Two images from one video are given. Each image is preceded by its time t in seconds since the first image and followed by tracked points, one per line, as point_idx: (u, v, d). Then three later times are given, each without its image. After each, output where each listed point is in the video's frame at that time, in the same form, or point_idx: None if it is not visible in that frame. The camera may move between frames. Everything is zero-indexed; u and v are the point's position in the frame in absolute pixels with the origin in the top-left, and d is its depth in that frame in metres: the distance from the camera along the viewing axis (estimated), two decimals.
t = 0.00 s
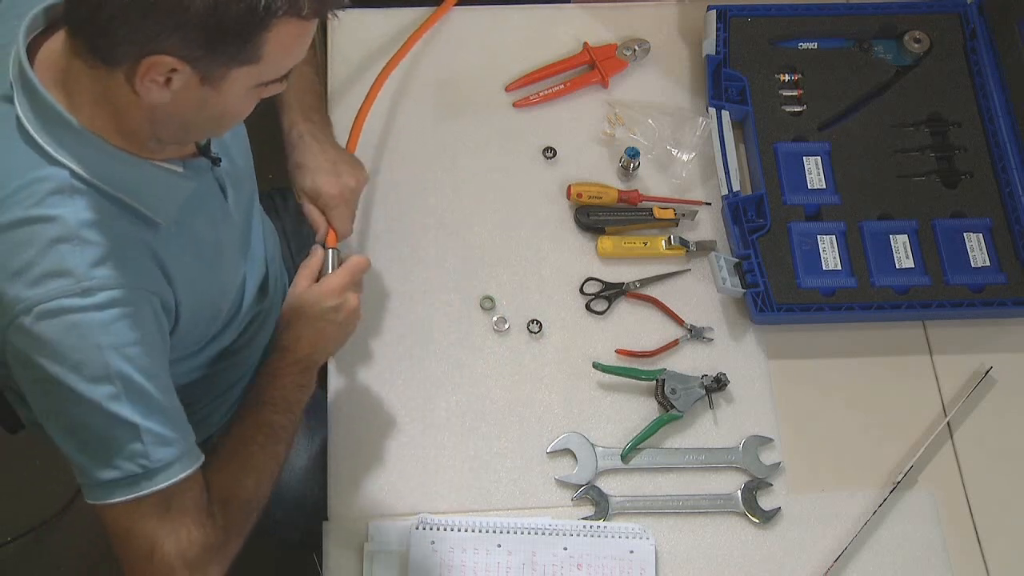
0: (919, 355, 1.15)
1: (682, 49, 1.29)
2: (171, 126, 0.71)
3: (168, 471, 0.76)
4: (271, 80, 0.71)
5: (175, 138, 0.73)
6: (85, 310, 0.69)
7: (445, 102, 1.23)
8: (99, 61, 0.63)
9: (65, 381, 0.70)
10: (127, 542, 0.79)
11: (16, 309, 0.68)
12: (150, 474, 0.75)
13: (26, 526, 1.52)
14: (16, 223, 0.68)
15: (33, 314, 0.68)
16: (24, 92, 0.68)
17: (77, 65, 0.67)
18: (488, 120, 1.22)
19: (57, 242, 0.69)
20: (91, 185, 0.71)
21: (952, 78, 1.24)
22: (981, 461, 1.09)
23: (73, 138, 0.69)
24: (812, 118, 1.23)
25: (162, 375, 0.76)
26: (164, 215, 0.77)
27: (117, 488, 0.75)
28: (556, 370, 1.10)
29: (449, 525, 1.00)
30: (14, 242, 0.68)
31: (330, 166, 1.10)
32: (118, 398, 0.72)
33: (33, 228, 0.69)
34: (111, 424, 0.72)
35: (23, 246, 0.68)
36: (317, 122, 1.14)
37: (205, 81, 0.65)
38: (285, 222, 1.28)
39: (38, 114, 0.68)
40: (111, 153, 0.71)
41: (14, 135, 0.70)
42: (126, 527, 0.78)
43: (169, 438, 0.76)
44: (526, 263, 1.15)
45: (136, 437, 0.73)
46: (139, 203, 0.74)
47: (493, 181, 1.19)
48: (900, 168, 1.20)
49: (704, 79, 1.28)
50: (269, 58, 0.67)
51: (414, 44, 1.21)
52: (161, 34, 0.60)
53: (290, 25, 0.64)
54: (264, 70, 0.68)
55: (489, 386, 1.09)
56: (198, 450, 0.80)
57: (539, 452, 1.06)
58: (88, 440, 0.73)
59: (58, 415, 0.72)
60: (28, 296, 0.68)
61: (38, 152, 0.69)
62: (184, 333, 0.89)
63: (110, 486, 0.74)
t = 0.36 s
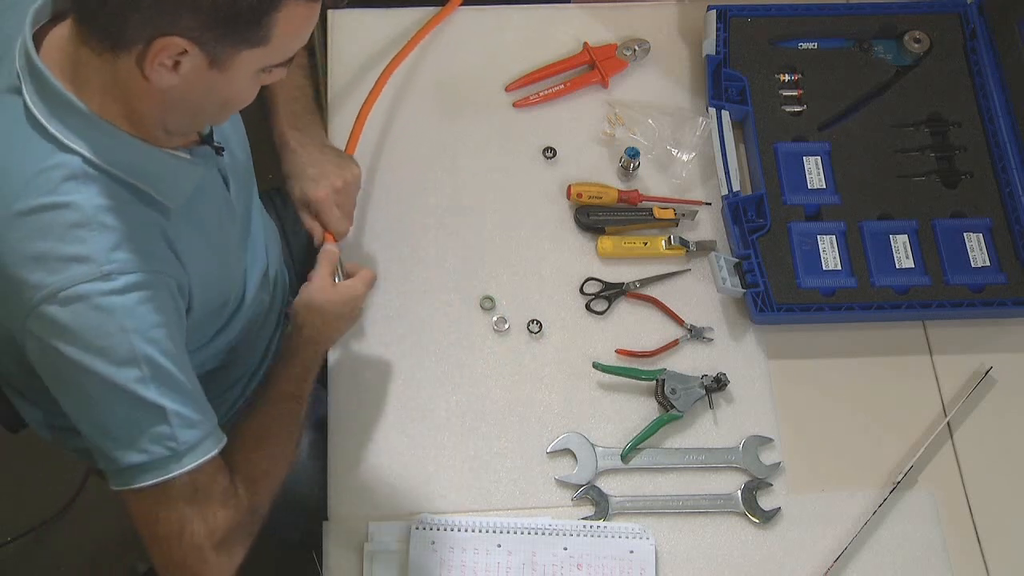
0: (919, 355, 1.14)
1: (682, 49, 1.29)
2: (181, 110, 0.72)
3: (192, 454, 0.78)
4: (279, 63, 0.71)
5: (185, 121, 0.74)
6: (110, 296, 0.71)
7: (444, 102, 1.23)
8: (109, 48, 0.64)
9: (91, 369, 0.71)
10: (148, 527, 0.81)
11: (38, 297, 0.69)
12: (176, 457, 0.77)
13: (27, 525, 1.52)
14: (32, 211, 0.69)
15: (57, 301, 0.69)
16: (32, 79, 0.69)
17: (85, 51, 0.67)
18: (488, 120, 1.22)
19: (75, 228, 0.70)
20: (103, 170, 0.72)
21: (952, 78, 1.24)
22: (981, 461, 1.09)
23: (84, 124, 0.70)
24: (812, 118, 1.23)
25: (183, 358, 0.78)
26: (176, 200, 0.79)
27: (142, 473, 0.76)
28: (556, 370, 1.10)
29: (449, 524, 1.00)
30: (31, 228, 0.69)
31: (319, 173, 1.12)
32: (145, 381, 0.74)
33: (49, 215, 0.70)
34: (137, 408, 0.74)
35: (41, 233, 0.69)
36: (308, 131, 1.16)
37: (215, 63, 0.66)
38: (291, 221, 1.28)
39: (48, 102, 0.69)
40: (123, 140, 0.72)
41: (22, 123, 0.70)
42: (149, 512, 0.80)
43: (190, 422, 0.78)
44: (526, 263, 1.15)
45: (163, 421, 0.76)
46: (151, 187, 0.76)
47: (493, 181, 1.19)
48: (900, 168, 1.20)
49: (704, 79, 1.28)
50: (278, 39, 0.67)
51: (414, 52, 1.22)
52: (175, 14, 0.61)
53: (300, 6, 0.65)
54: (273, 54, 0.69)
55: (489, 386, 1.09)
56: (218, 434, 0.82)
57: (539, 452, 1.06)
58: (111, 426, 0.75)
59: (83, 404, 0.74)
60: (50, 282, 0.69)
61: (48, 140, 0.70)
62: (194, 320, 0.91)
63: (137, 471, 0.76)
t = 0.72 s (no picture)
0: (919, 355, 1.14)
1: (682, 49, 1.29)
2: (170, 106, 0.71)
3: (195, 450, 0.78)
4: (263, 57, 0.71)
5: (175, 118, 0.74)
6: (110, 292, 0.71)
7: (444, 102, 1.23)
8: (87, 43, 0.64)
9: (93, 364, 0.71)
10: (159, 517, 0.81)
11: (42, 297, 0.70)
12: (180, 453, 0.77)
13: (28, 525, 1.52)
14: (32, 210, 0.70)
15: (60, 299, 0.69)
16: (24, 74, 0.70)
17: (69, 49, 0.67)
18: (489, 120, 1.22)
19: (75, 226, 0.70)
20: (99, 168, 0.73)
21: (952, 78, 1.24)
22: (981, 461, 1.09)
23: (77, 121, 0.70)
24: (812, 118, 1.23)
25: (184, 353, 0.78)
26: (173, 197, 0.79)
27: (148, 468, 0.76)
28: (556, 370, 1.10)
29: (449, 524, 1.00)
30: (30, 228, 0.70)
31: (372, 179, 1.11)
32: (146, 377, 0.73)
33: (50, 215, 0.70)
34: (138, 404, 0.74)
35: (43, 234, 0.70)
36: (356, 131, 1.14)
37: (195, 58, 0.66)
38: (292, 218, 1.27)
39: (41, 100, 0.70)
40: (114, 136, 0.72)
41: (17, 121, 0.71)
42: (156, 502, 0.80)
43: (192, 418, 0.77)
44: (526, 263, 1.15)
45: (165, 418, 0.75)
46: (146, 183, 0.76)
47: (493, 181, 1.19)
48: (900, 167, 1.20)
49: (704, 79, 1.28)
50: (258, 31, 0.67)
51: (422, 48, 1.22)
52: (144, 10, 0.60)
53: None
54: (254, 48, 0.68)
55: (489, 386, 1.09)
56: (222, 429, 0.82)
57: (539, 451, 1.06)
58: (115, 424, 0.75)
59: (87, 400, 0.74)
60: (53, 282, 0.69)
61: (43, 137, 0.71)
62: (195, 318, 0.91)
63: (143, 467, 0.76)
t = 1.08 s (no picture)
0: (919, 355, 1.15)
1: (681, 49, 1.29)
2: (199, 134, 0.74)
3: (279, 436, 0.79)
4: (290, 86, 0.73)
5: (202, 145, 0.76)
6: (162, 305, 0.73)
7: (444, 102, 1.23)
8: (117, 78, 0.66)
9: (166, 381, 0.74)
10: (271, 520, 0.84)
11: (93, 318, 0.72)
12: (264, 442, 0.79)
13: (28, 524, 1.51)
14: (72, 236, 0.71)
15: (112, 319, 0.72)
16: (61, 100, 0.71)
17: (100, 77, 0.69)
18: (489, 120, 1.22)
19: (116, 248, 0.72)
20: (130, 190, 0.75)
21: (952, 78, 1.24)
22: (981, 461, 1.09)
23: (110, 143, 0.73)
24: (812, 118, 1.23)
25: (244, 352, 0.80)
26: (196, 216, 0.82)
27: (234, 463, 0.78)
28: (556, 370, 1.10)
29: (448, 525, 1.01)
30: (71, 251, 0.71)
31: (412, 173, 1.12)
32: (214, 380, 0.76)
33: (88, 239, 0.71)
34: (214, 405, 0.76)
35: (84, 257, 0.71)
36: (394, 123, 1.14)
37: (224, 90, 0.68)
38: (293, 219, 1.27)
39: (77, 124, 0.72)
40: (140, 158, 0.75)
41: (52, 146, 0.72)
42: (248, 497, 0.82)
43: (270, 406, 0.79)
44: (526, 263, 1.15)
45: (241, 413, 0.77)
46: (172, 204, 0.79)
47: (493, 181, 1.19)
48: (900, 167, 1.20)
49: (704, 79, 1.28)
50: (283, 64, 0.69)
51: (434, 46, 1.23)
52: (167, 46, 0.62)
53: (300, 26, 0.66)
54: (282, 76, 0.70)
55: (489, 386, 1.09)
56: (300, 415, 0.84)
57: (539, 452, 1.06)
58: (187, 428, 0.77)
59: (167, 414, 0.76)
60: (100, 302, 0.71)
61: (78, 161, 0.72)
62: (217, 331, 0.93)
63: (229, 464, 0.78)
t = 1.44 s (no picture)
0: (918, 356, 1.14)
1: (681, 49, 1.29)
2: (259, 151, 0.77)
3: (347, 450, 0.83)
4: (346, 98, 0.75)
5: (258, 158, 0.79)
6: (229, 326, 0.75)
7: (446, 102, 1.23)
8: (180, 98, 0.69)
9: (236, 397, 0.76)
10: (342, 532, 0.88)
11: (165, 339, 0.73)
12: (333, 455, 0.82)
13: (30, 524, 1.52)
14: (145, 258, 0.73)
15: (185, 340, 0.73)
16: (131, 121, 0.74)
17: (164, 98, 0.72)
18: (489, 120, 1.22)
19: (184, 267, 0.74)
20: (199, 211, 0.77)
21: (952, 79, 1.24)
22: (981, 461, 1.09)
23: (180, 165, 0.75)
24: (812, 118, 1.23)
25: (311, 368, 0.83)
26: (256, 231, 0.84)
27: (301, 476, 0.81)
28: (556, 369, 1.10)
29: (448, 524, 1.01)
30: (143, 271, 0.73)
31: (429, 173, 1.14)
32: (285, 397, 0.79)
33: (160, 261, 0.74)
34: (286, 421, 0.79)
35: (158, 278, 0.73)
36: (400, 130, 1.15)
37: (285, 107, 0.70)
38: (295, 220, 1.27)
39: (145, 144, 0.74)
40: (206, 178, 0.77)
41: (123, 168, 0.75)
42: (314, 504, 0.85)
43: (338, 422, 0.83)
44: (526, 263, 1.15)
45: (312, 429, 0.80)
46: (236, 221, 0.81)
47: (493, 181, 1.19)
48: (900, 167, 1.20)
49: (704, 79, 1.28)
50: (340, 80, 0.71)
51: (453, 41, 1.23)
52: (234, 66, 0.65)
53: (361, 43, 0.68)
54: (338, 91, 0.73)
55: (489, 385, 1.09)
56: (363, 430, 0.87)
57: (539, 452, 1.06)
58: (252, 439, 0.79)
59: (237, 430, 0.78)
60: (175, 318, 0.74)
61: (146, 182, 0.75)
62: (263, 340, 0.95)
63: (298, 478, 0.82)
